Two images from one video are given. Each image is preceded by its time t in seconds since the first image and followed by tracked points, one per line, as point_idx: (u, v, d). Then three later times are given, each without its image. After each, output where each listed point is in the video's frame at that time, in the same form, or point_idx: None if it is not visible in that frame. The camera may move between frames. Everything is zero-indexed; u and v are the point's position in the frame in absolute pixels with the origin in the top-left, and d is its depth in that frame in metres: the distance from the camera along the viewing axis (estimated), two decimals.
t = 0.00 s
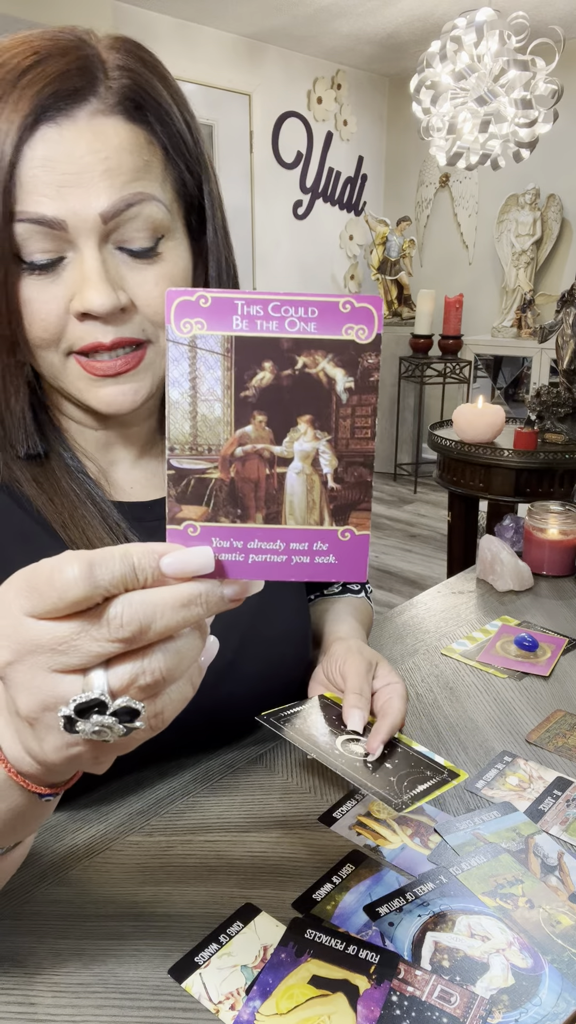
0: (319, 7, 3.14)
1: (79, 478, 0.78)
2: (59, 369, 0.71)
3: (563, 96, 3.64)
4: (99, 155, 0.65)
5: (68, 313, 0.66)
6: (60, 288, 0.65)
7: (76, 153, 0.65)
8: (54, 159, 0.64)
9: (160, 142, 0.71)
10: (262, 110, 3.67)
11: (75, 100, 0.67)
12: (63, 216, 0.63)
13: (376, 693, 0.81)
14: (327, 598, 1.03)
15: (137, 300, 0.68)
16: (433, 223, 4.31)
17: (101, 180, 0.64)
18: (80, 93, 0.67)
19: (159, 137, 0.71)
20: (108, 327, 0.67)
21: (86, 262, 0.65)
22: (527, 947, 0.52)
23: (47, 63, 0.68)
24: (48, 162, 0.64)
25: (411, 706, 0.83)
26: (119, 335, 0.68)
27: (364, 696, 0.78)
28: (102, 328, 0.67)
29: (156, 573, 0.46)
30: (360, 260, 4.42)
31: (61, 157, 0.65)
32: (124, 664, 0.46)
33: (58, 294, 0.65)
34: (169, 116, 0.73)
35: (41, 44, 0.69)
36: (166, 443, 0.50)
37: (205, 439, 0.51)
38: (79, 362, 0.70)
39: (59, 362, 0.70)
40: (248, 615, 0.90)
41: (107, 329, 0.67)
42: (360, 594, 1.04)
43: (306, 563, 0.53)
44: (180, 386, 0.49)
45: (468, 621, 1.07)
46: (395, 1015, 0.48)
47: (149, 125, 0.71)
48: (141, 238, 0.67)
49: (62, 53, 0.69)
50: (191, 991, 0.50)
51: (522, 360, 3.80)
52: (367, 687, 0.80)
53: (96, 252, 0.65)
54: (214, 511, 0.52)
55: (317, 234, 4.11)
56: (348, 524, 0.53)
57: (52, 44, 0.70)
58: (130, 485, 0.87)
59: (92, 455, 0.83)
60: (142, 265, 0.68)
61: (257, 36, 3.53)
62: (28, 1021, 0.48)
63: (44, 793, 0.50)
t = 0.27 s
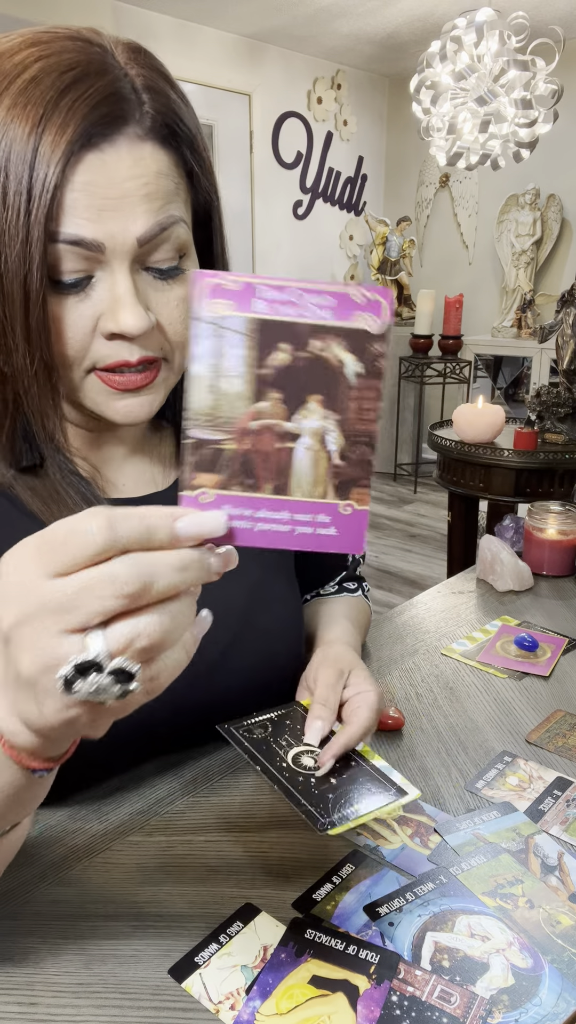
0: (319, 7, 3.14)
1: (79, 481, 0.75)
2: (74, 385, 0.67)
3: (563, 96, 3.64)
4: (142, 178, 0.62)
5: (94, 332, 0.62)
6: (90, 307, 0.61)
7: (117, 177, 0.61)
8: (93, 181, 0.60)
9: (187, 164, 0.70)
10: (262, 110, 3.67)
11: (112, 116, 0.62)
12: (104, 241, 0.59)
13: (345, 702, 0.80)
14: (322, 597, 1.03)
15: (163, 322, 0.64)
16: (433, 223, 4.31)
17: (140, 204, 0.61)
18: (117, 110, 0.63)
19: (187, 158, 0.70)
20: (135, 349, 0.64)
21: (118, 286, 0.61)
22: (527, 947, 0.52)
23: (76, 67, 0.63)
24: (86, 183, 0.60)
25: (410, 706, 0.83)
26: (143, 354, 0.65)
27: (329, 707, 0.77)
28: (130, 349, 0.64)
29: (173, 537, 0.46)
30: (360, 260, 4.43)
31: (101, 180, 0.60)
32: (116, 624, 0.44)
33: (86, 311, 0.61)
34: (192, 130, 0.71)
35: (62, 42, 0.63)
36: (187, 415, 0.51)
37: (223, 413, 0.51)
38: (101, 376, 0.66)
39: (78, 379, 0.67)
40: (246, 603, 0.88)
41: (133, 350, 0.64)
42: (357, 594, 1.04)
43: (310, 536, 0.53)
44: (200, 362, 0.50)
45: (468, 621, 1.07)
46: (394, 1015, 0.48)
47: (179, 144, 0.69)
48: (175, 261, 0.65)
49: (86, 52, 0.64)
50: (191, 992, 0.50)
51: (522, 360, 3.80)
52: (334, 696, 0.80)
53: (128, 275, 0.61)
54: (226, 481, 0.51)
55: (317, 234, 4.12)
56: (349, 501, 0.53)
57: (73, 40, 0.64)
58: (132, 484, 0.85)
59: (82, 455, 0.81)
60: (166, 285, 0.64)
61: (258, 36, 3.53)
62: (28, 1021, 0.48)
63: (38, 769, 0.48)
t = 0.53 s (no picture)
0: (318, 7, 3.14)
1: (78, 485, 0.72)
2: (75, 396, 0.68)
3: (563, 96, 3.64)
4: (143, 197, 0.62)
5: (97, 346, 0.64)
6: (94, 322, 0.63)
7: (120, 194, 0.61)
8: (97, 200, 0.60)
9: (182, 176, 0.69)
10: (262, 110, 3.67)
11: (115, 135, 0.61)
12: (108, 258, 0.60)
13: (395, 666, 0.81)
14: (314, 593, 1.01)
15: (163, 331, 0.68)
16: (433, 223, 4.31)
17: (143, 220, 0.62)
18: (120, 129, 0.61)
19: (183, 169, 0.69)
20: (140, 359, 0.66)
21: (121, 301, 0.63)
22: (527, 947, 0.52)
23: (75, 83, 0.60)
24: (90, 200, 0.59)
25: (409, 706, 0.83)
26: (147, 364, 0.67)
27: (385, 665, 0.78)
28: (135, 360, 0.66)
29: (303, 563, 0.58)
30: (360, 260, 4.43)
31: (106, 199, 0.60)
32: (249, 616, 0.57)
33: (90, 325, 0.63)
34: (184, 137, 0.70)
35: (54, 53, 0.60)
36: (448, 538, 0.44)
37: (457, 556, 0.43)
38: (108, 385, 0.67)
39: (81, 391, 0.67)
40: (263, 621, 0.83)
41: (138, 361, 0.66)
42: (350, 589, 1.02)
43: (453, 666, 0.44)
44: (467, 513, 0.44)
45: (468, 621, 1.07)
46: (394, 1015, 0.48)
47: (175, 157, 0.68)
48: (170, 270, 0.67)
49: (79, 63, 0.61)
50: (191, 992, 0.50)
51: (522, 360, 3.80)
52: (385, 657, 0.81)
53: (130, 289, 0.63)
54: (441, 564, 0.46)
55: (317, 234, 4.12)
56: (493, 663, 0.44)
57: (63, 50, 0.61)
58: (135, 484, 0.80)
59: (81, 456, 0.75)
60: (165, 296, 0.68)
61: (257, 36, 3.53)
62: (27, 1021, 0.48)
63: (163, 752, 0.56)
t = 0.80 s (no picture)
0: (319, 7, 3.14)
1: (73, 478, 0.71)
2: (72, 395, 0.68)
3: (563, 96, 3.64)
4: (137, 201, 0.62)
5: (93, 348, 0.64)
6: (89, 323, 0.63)
7: (115, 199, 0.60)
8: (92, 204, 0.59)
9: (174, 178, 0.69)
10: (262, 110, 3.67)
11: (110, 140, 0.60)
12: (104, 262, 0.60)
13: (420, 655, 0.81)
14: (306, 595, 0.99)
15: (157, 333, 0.68)
16: (433, 224, 4.31)
17: (137, 224, 0.61)
18: (114, 134, 0.61)
19: (174, 172, 0.69)
20: (133, 361, 0.66)
21: (116, 303, 0.62)
22: (527, 947, 0.52)
23: (68, 87, 0.59)
24: (85, 204, 0.59)
25: (409, 706, 0.84)
26: (141, 365, 0.67)
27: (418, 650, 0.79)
28: (128, 362, 0.65)
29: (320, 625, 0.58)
30: (360, 260, 4.43)
31: (100, 203, 0.60)
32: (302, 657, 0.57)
33: (85, 328, 0.63)
34: (177, 139, 0.70)
35: (48, 58, 0.60)
36: None
37: None
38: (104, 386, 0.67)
39: (79, 391, 0.67)
40: (264, 615, 0.82)
41: (131, 363, 0.66)
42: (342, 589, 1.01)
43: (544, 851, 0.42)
44: None
45: (469, 622, 1.07)
46: (395, 1016, 0.48)
47: (168, 160, 0.68)
48: (166, 274, 0.67)
49: (72, 67, 0.60)
50: (192, 992, 0.50)
51: (522, 360, 3.80)
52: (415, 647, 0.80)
53: (125, 292, 0.63)
54: None
55: (317, 234, 4.11)
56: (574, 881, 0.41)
57: (56, 55, 0.60)
58: (133, 480, 0.79)
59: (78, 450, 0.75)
60: (158, 299, 0.67)
61: (257, 36, 3.53)
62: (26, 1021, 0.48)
63: (210, 788, 0.54)
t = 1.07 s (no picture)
0: (319, 7, 3.14)
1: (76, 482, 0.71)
2: (90, 397, 0.68)
3: (563, 96, 3.64)
4: (153, 206, 0.62)
5: (108, 354, 0.64)
6: (105, 327, 0.63)
7: (133, 205, 0.61)
8: (110, 210, 0.60)
9: (185, 179, 0.70)
10: (262, 110, 3.67)
11: (128, 145, 0.61)
12: (121, 267, 0.61)
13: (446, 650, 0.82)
14: (308, 594, 1.00)
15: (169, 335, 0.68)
16: (433, 223, 4.31)
17: (153, 230, 0.62)
18: (130, 137, 0.61)
19: (185, 173, 0.69)
20: (147, 365, 0.66)
21: (130, 307, 0.63)
22: (527, 947, 0.52)
23: (85, 90, 0.59)
24: (103, 210, 0.60)
25: (410, 706, 0.83)
26: (155, 368, 0.67)
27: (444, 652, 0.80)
28: (143, 364, 0.66)
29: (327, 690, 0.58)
30: (360, 260, 4.43)
31: (118, 209, 0.60)
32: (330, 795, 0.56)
33: (102, 332, 0.63)
34: (187, 139, 0.70)
35: (62, 61, 0.59)
36: None
37: None
38: (118, 390, 0.67)
39: (92, 392, 0.67)
40: (265, 615, 0.82)
41: (145, 367, 0.66)
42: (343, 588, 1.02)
43: None
44: None
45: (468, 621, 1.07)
46: (395, 1015, 0.48)
47: (181, 163, 0.68)
48: (178, 275, 0.67)
49: (86, 69, 0.60)
50: (192, 992, 0.50)
51: (522, 360, 3.79)
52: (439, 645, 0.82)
53: (140, 295, 0.63)
54: None
55: (317, 234, 4.12)
56: None
57: (69, 57, 0.60)
58: (134, 480, 0.79)
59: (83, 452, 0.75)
60: (170, 299, 0.68)
61: (257, 36, 3.53)
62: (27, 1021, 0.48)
63: (172, 884, 0.53)
